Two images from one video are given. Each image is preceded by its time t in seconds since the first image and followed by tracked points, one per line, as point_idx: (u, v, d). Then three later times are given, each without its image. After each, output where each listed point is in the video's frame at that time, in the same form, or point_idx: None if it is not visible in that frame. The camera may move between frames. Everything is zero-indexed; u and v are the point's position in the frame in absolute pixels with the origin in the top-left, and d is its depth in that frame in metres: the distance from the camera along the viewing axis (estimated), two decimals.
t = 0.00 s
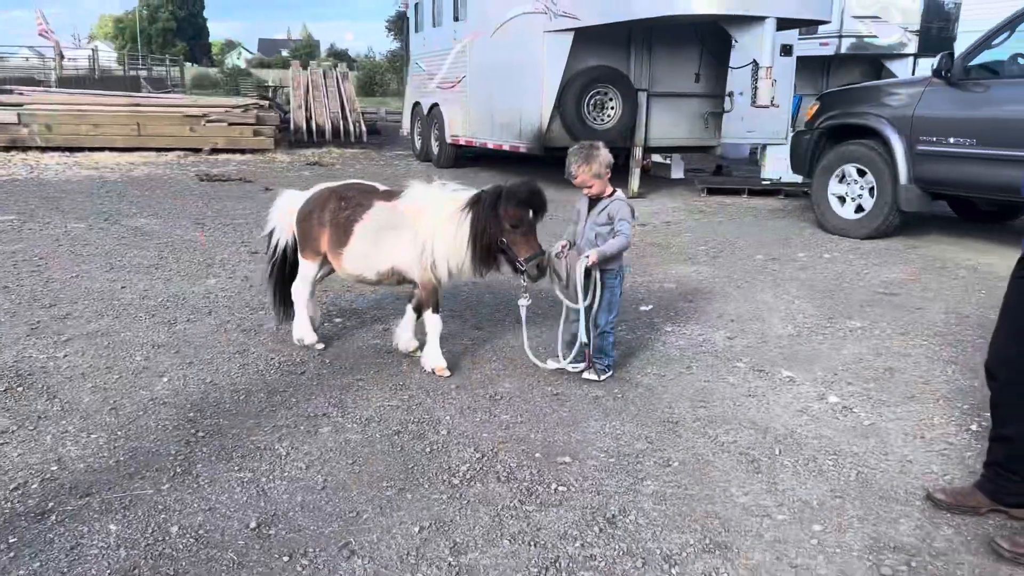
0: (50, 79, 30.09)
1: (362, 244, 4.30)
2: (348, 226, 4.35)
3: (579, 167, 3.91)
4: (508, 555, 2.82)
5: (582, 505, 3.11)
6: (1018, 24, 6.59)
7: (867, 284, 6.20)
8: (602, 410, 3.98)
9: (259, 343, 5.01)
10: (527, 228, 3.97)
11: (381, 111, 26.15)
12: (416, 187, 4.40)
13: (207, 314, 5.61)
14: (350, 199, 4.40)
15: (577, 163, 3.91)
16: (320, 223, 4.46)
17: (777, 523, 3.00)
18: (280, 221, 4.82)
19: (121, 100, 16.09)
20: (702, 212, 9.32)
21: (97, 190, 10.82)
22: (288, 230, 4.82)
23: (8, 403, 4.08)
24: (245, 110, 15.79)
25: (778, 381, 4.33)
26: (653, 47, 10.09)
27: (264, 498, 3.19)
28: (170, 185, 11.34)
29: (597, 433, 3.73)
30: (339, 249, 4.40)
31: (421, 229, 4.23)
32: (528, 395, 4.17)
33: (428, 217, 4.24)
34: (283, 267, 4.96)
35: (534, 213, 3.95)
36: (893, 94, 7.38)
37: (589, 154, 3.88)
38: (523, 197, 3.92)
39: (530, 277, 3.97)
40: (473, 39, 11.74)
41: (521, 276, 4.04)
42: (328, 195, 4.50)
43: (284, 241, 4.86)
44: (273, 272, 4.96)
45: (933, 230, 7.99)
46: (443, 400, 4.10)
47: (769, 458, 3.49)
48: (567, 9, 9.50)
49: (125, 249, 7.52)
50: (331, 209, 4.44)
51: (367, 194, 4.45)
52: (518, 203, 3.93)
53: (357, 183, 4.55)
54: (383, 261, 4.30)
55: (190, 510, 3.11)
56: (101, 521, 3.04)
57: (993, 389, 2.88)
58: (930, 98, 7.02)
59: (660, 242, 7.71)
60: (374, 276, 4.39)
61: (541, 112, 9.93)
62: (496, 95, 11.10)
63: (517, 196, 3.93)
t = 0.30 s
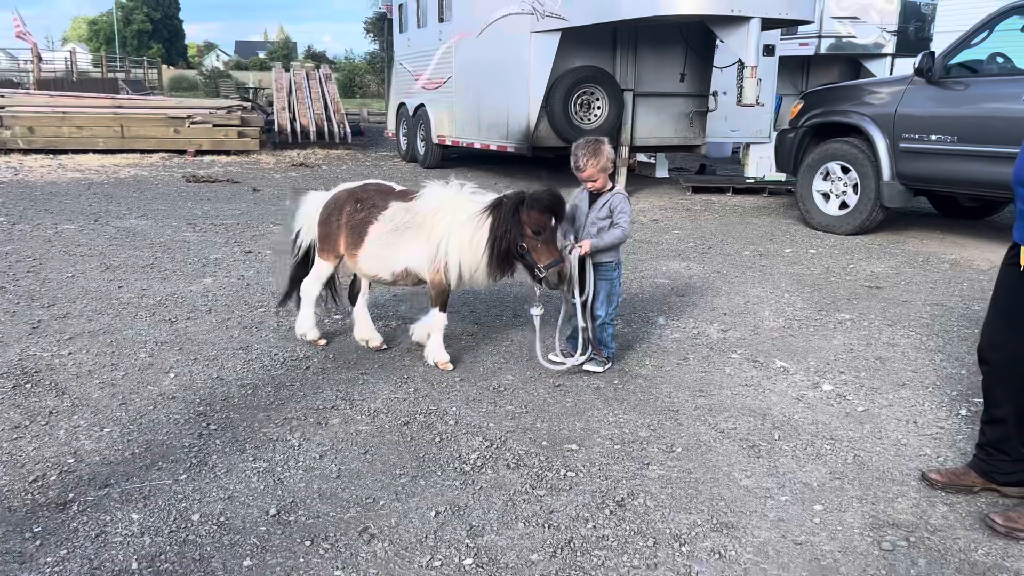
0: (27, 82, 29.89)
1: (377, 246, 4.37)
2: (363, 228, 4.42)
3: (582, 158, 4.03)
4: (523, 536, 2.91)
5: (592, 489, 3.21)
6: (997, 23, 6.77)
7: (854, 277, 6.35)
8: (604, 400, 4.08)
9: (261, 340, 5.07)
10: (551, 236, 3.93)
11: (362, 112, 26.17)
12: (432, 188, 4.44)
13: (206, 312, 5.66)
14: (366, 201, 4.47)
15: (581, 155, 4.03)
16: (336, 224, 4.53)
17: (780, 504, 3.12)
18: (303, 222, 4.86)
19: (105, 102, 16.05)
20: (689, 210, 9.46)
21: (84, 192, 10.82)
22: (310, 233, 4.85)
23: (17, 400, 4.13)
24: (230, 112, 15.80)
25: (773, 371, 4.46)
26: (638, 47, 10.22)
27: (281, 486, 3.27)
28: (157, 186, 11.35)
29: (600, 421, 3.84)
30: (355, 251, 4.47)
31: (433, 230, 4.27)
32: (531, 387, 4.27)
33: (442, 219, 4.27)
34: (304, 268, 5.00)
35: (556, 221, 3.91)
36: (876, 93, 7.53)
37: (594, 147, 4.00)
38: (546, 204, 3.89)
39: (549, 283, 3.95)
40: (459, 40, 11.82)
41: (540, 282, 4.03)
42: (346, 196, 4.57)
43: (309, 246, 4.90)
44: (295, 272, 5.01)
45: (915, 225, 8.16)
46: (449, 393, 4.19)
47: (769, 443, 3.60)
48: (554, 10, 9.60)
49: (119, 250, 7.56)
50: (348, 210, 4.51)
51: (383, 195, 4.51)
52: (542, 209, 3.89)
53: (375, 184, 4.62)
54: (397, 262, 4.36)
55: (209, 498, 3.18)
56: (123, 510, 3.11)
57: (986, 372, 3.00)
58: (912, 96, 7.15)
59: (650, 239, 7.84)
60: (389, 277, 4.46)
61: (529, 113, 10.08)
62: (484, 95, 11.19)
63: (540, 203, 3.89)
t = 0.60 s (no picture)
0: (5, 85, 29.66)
1: (396, 251, 4.41)
2: (383, 232, 4.45)
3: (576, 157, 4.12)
4: (527, 526, 2.99)
5: (592, 482, 3.30)
6: (975, 25, 6.92)
7: (838, 275, 6.48)
8: (599, 396, 4.17)
9: (257, 340, 5.13)
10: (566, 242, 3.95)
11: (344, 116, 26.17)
12: (450, 192, 4.44)
13: (201, 314, 5.70)
14: (384, 206, 4.51)
15: (575, 154, 4.11)
16: (355, 227, 4.58)
17: (774, 493, 3.22)
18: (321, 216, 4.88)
19: (88, 105, 16.01)
20: (674, 210, 9.57)
21: (69, 195, 10.80)
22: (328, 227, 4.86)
23: (19, 401, 4.18)
24: (214, 115, 15.79)
25: (763, 366, 4.56)
26: (622, 50, 10.33)
27: (286, 482, 3.33)
28: (142, 189, 11.35)
29: (596, 416, 3.92)
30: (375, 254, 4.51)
31: (450, 236, 4.28)
32: (528, 384, 4.35)
33: (458, 224, 4.27)
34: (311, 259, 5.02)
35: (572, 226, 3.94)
36: (857, 94, 7.67)
37: (589, 147, 4.09)
38: (563, 211, 3.91)
39: (569, 289, 3.97)
40: (444, 42, 11.89)
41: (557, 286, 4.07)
42: (367, 199, 4.61)
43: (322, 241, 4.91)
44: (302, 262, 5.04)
45: (896, 225, 8.31)
46: (446, 390, 4.26)
47: (761, 436, 3.71)
48: (540, 13, 9.70)
49: (109, 253, 7.58)
50: (368, 214, 4.55)
51: (402, 199, 4.52)
52: (559, 216, 3.92)
53: (395, 187, 4.64)
54: (415, 267, 4.39)
55: (216, 494, 3.24)
56: (133, 507, 3.17)
57: (971, 364, 3.11)
58: (892, 98, 7.29)
59: (637, 239, 7.95)
60: (408, 281, 4.49)
61: (514, 116, 10.18)
62: (469, 97, 11.26)
63: (557, 210, 3.91)
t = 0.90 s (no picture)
0: None
1: (417, 250, 4.43)
2: (404, 231, 4.46)
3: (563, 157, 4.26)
4: (523, 513, 3.10)
5: (585, 471, 3.41)
6: (952, 28, 7.10)
7: (820, 273, 6.62)
8: (590, 390, 4.28)
9: (252, 338, 5.20)
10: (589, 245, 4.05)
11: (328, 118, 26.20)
12: (470, 192, 4.45)
13: (195, 313, 5.77)
14: (404, 204, 4.50)
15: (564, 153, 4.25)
16: (374, 226, 4.59)
17: (760, 480, 3.34)
18: (342, 219, 4.91)
19: (72, 108, 15.99)
20: (659, 210, 9.71)
21: (56, 197, 10.81)
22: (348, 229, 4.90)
23: (19, 399, 4.24)
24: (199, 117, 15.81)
25: (748, 360, 4.69)
26: (608, 52, 10.45)
27: (287, 474, 3.42)
28: (129, 191, 11.37)
29: (588, 409, 4.03)
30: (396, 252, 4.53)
31: (471, 237, 4.30)
32: (520, 379, 4.46)
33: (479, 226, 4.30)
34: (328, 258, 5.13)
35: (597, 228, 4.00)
36: (838, 95, 7.82)
37: (576, 146, 4.23)
38: (585, 213, 3.94)
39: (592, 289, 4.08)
40: (430, 45, 11.97)
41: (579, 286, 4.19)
42: (387, 197, 4.61)
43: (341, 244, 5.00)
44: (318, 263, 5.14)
45: (877, 224, 8.47)
46: (441, 385, 4.36)
47: (747, 426, 3.82)
48: (525, 15, 9.80)
49: (99, 254, 7.62)
50: (387, 212, 4.55)
51: (422, 197, 4.52)
52: (581, 218, 3.96)
53: (414, 185, 4.64)
54: (436, 266, 4.42)
55: (220, 486, 3.32)
56: (138, 498, 3.24)
57: (949, 354, 3.24)
58: (873, 99, 7.44)
59: (623, 238, 8.07)
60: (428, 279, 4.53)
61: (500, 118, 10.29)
62: (456, 99, 11.35)
63: (579, 211, 3.94)
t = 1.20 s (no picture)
0: None
1: (435, 250, 4.49)
2: (420, 232, 4.53)
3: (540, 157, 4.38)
4: (519, 498, 3.22)
5: (577, 458, 3.52)
6: (930, 32, 7.27)
7: (804, 270, 6.77)
8: (581, 382, 4.40)
9: (249, 334, 5.29)
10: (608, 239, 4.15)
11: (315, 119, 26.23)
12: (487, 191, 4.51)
13: (190, 310, 5.85)
14: (419, 205, 4.59)
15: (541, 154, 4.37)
16: (388, 227, 4.66)
17: (746, 466, 3.47)
18: (351, 218, 4.98)
19: (60, 108, 15.98)
20: (646, 210, 9.85)
21: (46, 197, 10.84)
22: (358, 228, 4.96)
23: (20, 393, 4.31)
24: (188, 118, 15.85)
25: (733, 353, 4.82)
26: (595, 54, 10.58)
27: (288, 462, 3.52)
28: (119, 192, 11.40)
29: (579, 400, 4.16)
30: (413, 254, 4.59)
31: (489, 235, 4.36)
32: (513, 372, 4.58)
33: (496, 224, 4.35)
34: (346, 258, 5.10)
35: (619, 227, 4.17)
36: (821, 97, 7.98)
37: (553, 146, 4.35)
38: (610, 208, 4.13)
39: (614, 284, 4.16)
40: (419, 47, 12.08)
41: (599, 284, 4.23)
42: (401, 199, 4.68)
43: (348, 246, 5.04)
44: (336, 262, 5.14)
45: (860, 222, 8.63)
46: (436, 378, 4.48)
47: (733, 415, 3.95)
48: (513, 18, 9.93)
49: (92, 253, 7.68)
50: (402, 214, 4.63)
51: (438, 199, 4.59)
52: (605, 214, 4.13)
53: (430, 188, 4.72)
54: (454, 266, 4.47)
55: (223, 474, 3.42)
56: (144, 486, 3.33)
57: (926, 343, 3.39)
58: (854, 101, 7.60)
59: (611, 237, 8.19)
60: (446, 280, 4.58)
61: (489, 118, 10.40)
62: (445, 100, 11.46)
63: (603, 206, 4.12)
